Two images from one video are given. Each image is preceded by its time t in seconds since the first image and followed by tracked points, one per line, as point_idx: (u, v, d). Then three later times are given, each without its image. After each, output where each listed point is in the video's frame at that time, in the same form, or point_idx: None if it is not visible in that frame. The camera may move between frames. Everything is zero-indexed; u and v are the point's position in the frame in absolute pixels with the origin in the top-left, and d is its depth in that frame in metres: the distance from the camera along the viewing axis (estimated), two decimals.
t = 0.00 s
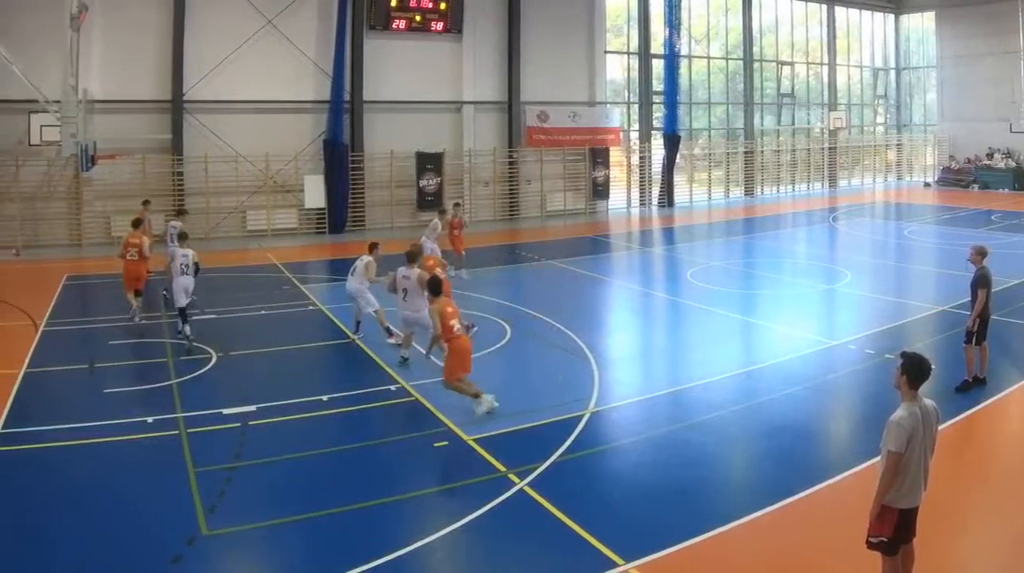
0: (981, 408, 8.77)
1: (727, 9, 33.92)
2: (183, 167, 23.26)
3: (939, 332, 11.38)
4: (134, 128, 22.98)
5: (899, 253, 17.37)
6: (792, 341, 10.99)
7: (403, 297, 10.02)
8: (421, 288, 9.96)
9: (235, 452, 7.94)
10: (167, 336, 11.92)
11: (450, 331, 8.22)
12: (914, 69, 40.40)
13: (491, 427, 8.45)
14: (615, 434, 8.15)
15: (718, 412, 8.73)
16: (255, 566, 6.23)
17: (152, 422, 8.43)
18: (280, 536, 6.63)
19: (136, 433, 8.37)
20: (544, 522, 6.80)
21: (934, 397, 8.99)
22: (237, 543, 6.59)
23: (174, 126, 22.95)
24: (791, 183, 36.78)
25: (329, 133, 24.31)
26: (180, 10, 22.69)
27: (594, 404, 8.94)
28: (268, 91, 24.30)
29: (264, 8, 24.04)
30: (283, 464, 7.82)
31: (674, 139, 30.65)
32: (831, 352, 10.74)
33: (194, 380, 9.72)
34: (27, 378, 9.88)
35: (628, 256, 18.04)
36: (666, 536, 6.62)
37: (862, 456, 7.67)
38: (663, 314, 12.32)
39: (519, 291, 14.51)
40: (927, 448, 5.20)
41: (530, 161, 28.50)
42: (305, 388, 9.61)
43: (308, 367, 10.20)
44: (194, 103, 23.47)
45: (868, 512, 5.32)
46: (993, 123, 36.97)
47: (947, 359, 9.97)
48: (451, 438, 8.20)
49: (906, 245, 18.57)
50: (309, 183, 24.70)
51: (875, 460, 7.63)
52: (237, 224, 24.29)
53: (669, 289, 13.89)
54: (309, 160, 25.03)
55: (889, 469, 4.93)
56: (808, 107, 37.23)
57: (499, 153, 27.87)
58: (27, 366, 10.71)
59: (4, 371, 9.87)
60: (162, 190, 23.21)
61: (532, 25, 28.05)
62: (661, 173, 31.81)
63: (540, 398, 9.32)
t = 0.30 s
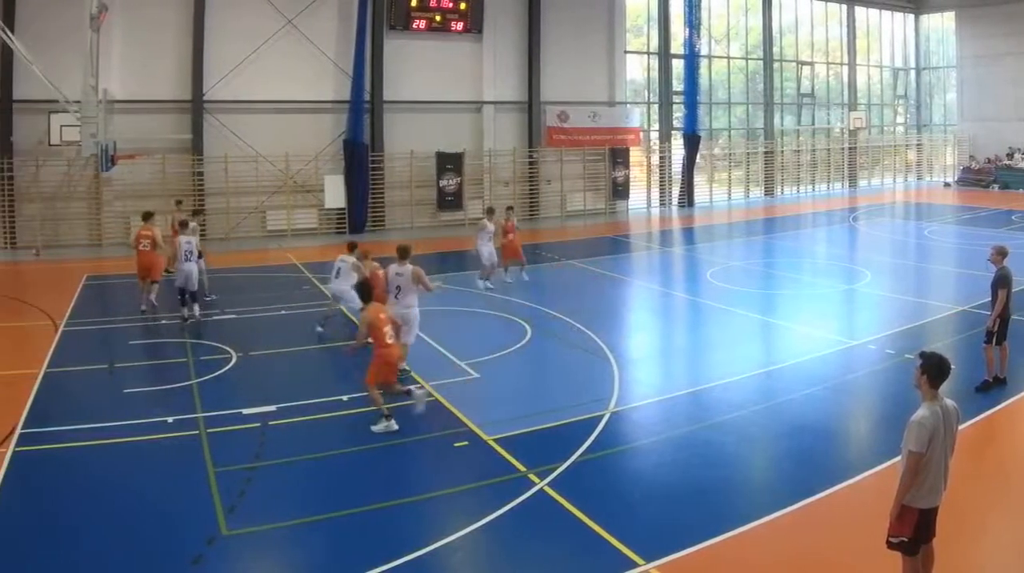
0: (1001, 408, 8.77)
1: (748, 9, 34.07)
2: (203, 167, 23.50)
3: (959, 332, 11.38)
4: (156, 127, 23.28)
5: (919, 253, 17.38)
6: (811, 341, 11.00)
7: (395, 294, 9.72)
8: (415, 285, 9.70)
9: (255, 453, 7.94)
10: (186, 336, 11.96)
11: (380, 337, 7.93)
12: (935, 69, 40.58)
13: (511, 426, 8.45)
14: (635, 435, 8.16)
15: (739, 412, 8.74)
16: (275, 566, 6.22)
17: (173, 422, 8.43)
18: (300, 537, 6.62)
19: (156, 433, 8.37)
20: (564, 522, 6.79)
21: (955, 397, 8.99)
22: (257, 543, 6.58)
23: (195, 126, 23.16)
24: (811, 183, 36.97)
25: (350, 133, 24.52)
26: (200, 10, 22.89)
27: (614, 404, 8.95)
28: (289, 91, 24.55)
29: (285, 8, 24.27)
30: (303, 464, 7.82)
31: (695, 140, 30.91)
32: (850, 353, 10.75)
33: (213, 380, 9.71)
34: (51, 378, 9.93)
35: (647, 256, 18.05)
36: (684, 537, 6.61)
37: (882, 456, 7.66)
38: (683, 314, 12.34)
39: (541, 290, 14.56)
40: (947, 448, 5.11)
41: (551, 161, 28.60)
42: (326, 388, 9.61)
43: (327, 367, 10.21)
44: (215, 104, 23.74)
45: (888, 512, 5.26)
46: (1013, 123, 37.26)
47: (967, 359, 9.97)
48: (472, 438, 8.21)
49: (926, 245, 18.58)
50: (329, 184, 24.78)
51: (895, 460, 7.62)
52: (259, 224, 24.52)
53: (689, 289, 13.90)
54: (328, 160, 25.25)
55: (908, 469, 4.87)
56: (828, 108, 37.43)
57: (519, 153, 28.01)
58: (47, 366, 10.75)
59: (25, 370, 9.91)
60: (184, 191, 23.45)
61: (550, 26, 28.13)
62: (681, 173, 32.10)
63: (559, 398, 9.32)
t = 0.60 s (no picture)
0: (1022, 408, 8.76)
1: (768, 9, 34.20)
2: (223, 167, 23.84)
3: (979, 332, 11.38)
4: (177, 129, 23.68)
5: (940, 253, 17.37)
6: (831, 341, 11.00)
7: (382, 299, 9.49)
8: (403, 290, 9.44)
9: (275, 453, 7.94)
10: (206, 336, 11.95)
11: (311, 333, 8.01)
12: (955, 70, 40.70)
13: (531, 426, 8.45)
14: (656, 435, 8.15)
15: (759, 412, 8.74)
16: (294, 566, 6.22)
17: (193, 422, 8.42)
18: (321, 537, 6.61)
19: (178, 433, 8.38)
20: (584, 521, 6.78)
21: (975, 396, 8.99)
22: (278, 543, 6.57)
23: (215, 129, 23.55)
24: (831, 183, 37.13)
25: (370, 132, 24.98)
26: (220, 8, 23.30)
27: (635, 404, 8.95)
28: (312, 92, 24.98)
29: (305, 8, 24.66)
30: (325, 463, 7.82)
31: (714, 140, 31.05)
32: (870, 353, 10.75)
33: (232, 380, 9.70)
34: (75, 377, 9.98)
35: (667, 256, 18.06)
36: (703, 537, 6.60)
37: (903, 456, 7.66)
38: (703, 314, 12.35)
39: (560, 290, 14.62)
40: (968, 448, 5.06)
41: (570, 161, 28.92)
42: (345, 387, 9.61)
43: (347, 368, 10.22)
44: (234, 103, 24.06)
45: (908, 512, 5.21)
46: None
47: (987, 359, 9.96)
48: (492, 438, 8.21)
49: (948, 245, 18.58)
50: (349, 183, 25.21)
51: (916, 459, 7.62)
52: (278, 223, 24.90)
53: (709, 289, 13.90)
54: (348, 161, 25.64)
55: (929, 469, 4.82)
56: (848, 108, 37.55)
57: (539, 154, 28.36)
58: (66, 366, 10.78)
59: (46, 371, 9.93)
60: (203, 191, 23.81)
61: (571, 25, 28.53)
62: (701, 173, 32.26)
63: (578, 397, 9.32)
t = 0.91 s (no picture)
0: None
1: (786, 9, 34.26)
2: (241, 167, 24.24)
3: (998, 333, 11.37)
4: (197, 129, 24.07)
5: (961, 253, 17.36)
6: (850, 341, 11.00)
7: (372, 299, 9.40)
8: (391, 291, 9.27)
9: (294, 453, 7.94)
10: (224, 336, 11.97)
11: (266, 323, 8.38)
12: (974, 69, 40.65)
13: (551, 426, 8.46)
14: (676, 435, 8.15)
15: (778, 412, 8.74)
16: (311, 566, 6.21)
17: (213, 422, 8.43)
18: (340, 537, 6.61)
19: (197, 433, 8.39)
20: (603, 521, 6.78)
21: (995, 397, 8.97)
22: (297, 543, 6.57)
23: (233, 130, 23.96)
24: (850, 183, 37.23)
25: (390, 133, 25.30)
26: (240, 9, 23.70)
27: (655, 404, 8.96)
28: (331, 92, 25.36)
29: (325, 8, 25.05)
30: (345, 463, 7.83)
31: (733, 140, 31.15)
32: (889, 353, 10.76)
33: (250, 380, 9.71)
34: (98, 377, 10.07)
35: (687, 256, 18.06)
36: (721, 537, 6.60)
37: (923, 456, 7.65)
38: (723, 314, 12.36)
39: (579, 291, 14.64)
40: (986, 447, 5.03)
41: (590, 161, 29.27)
42: (364, 386, 9.62)
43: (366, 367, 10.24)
44: (255, 104, 24.50)
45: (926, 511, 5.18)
46: None
47: (1007, 360, 9.93)
48: (511, 438, 8.21)
49: (968, 245, 18.56)
50: (367, 184, 25.58)
51: (935, 459, 7.61)
52: (299, 223, 25.36)
53: (728, 289, 13.90)
54: (366, 161, 26.03)
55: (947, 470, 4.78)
56: (867, 107, 37.60)
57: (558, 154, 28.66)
58: (85, 366, 10.81)
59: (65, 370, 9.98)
60: (224, 191, 24.32)
61: (589, 26, 28.76)
62: (720, 173, 32.47)
63: (597, 398, 9.33)
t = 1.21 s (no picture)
0: None
1: (806, 9, 34.32)
2: (262, 167, 24.61)
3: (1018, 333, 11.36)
4: (215, 129, 24.35)
5: (982, 253, 17.35)
6: (870, 341, 11.00)
7: (370, 304, 9.20)
8: (396, 296, 9.23)
9: (314, 452, 7.94)
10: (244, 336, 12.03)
11: (249, 311, 8.94)
12: (994, 70, 40.60)
13: (571, 426, 8.45)
14: (697, 436, 8.14)
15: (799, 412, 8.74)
16: (330, 566, 6.20)
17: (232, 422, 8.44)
18: (359, 537, 6.61)
19: (217, 434, 8.41)
20: (622, 520, 6.79)
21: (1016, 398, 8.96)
22: (316, 543, 6.57)
23: (254, 126, 24.22)
24: (870, 183, 37.29)
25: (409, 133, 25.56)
26: (260, 9, 23.97)
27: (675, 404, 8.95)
28: (350, 92, 25.59)
29: (345, 8, 25.26)
30: (365, 463, 7.83)
31: (753, 140, 31.18)
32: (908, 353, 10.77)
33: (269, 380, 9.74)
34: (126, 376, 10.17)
35: (707, 256, 18.08)
36: (741, 537, 6.59)
37: (942, 456, 7.65)
38: (743, 314, 12.38)
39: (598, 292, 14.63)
40: (1005, 448, 4.99)
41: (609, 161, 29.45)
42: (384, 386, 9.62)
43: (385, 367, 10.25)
44: (274, 104, 24.78)
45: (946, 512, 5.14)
46: None
47: None
48: (532, 438, 8.20)
49: (989, 245, 18.55)
50: (388, 183, 25.83)
51: (954, 460, 7.60)
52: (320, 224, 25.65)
53: (748, 290, 13.90)
54: (386, 161, 26.28)
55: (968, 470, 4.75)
56: (887, 108, 37.63)
57: (578, 153, 28.83)
58: (105, 366, 10.85)
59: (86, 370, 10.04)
60: (244, 191, 24.64)
61: (609, 25, 28.89)
62: (740, 173, 32.57)
63: (618, 398, 9.33)
